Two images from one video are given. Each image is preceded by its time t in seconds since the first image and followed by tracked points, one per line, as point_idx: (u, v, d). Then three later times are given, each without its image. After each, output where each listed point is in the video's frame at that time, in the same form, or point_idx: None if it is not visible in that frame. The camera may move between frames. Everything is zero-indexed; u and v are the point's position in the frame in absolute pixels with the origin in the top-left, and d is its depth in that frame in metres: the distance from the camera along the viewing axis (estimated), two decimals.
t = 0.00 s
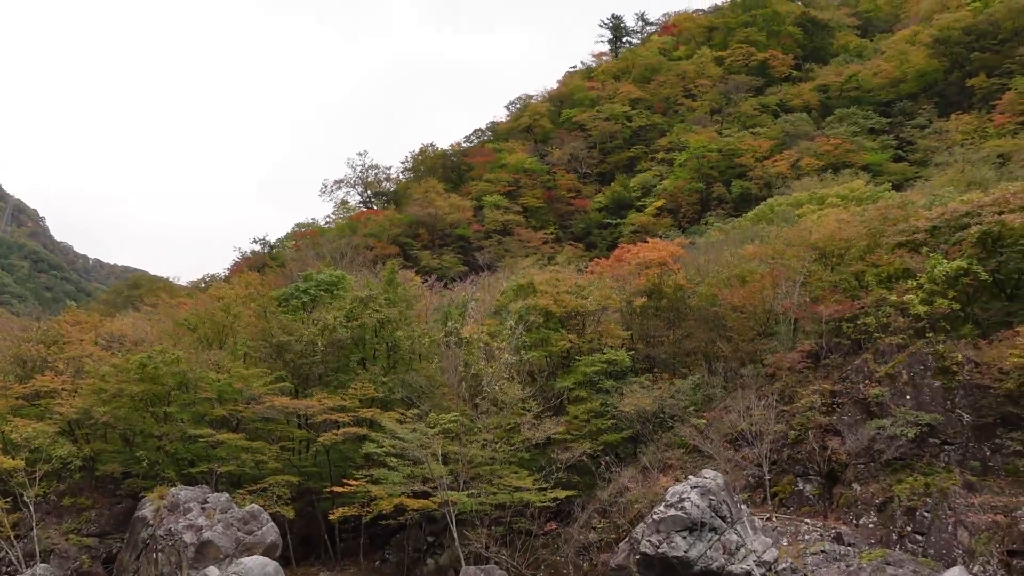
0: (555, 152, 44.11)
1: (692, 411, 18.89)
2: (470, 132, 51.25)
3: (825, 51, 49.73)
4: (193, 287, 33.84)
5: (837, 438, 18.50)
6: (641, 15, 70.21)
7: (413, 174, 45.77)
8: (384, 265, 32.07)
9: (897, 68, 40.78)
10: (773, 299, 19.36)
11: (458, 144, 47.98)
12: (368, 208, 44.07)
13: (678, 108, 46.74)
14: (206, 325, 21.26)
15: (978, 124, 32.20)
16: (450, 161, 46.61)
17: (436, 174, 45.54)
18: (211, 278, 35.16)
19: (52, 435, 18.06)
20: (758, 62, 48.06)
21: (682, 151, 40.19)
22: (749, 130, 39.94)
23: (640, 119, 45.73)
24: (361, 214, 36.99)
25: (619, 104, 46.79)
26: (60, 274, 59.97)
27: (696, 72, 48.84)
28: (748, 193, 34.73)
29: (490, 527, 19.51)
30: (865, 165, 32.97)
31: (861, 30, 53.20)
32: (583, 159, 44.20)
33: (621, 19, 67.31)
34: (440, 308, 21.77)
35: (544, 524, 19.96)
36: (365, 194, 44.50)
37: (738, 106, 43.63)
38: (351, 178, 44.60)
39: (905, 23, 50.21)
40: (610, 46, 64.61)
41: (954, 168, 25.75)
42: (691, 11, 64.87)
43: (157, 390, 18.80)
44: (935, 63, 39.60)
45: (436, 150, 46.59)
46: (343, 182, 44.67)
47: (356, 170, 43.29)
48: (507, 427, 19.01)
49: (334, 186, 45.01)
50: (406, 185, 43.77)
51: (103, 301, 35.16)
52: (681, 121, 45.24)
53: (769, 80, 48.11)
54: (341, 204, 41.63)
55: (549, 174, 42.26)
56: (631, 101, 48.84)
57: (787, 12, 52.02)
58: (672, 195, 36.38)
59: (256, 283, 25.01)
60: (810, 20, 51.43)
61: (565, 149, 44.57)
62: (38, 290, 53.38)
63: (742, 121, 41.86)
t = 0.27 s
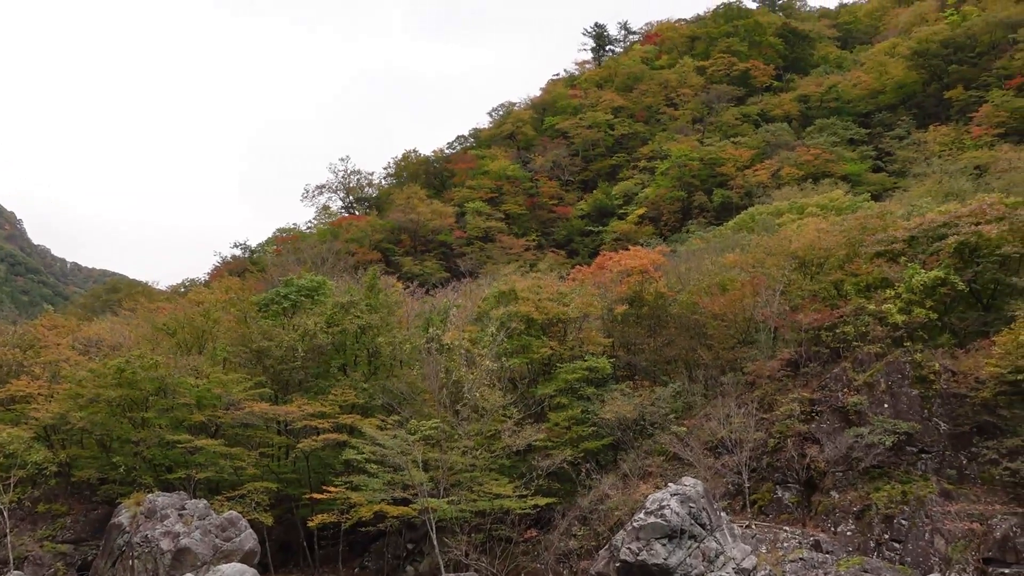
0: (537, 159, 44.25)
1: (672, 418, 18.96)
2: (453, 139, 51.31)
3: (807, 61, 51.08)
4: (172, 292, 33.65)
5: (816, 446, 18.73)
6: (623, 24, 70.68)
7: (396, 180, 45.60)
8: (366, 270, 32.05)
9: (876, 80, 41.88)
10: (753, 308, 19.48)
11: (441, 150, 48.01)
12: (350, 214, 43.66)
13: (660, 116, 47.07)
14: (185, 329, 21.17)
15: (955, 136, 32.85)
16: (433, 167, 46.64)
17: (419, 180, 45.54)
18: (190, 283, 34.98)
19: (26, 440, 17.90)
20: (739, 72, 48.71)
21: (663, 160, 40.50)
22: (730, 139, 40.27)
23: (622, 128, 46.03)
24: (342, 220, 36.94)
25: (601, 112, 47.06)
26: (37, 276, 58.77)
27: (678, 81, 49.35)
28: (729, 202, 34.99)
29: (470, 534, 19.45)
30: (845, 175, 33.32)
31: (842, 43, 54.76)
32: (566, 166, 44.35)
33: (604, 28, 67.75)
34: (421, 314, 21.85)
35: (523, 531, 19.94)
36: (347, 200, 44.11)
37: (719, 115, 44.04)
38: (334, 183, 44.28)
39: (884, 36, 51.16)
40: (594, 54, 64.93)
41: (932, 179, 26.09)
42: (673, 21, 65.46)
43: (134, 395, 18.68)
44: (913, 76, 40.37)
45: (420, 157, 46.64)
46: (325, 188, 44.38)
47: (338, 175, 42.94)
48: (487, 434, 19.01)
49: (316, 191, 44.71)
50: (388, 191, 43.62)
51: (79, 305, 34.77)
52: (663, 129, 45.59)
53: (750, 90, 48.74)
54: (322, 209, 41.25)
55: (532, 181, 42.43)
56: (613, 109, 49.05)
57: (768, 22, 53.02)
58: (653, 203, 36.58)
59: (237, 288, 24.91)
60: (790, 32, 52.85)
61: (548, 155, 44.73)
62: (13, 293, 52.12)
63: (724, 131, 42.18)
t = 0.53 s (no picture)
0: (522, 165, 44.33)
1: (654, 424, 19.00)
2: (438, 144, 51.39)
3: (789, 70, 51.87)
4: (154, 295, 33.56)
5: (797, 453, 18.74)
6: (608, 31, 70.99)
7: (380, 185, 45.64)
8: (349, 275, 32.05)
9: (858, 89, 42.43)
10: (735, 314, 19.62)
11: (425, 155, 48.09)
12: (334, 218, 43.69)
13: (645, 124, 47.37)
14: (166, 333, 21.04)
15: (936, 146, 33.41)
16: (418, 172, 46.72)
17: (404, 185, 45.59)
18: (172, 286, 34.84)
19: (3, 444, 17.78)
20: (723, 80, 49.22)
21: (647, 167, 40.77)
22: (713, 147, 40.56)
23: (607, 134, 46.23)
24: (326, 224, 37.02)
25: (586, 119, 47.32)
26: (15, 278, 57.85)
27: (662, 88, 49.75)
28: (712, 209, 35.21)
29: (452, 540, 19.40)
30: (826, 183, 33.70)
31: (824, 52, 55.48)
32: (550, 172, 44.50)
33: (589, 35, 68.06)
34: (404, 319, 21.90)
35: (505, 537, 19.91)
36: (331, 204, 44.14)
37: (703, 123, 44.41)
38: (318, 187, 44.31)
39: (865, 46, 51.96)
40: (579, 60, 65.23)
41: (912, 188, 26.37)
42: (657, 28, 65.89)
43: (113, 399, 18.59)
44: (894, 86, 40.94)
45: (404, 161, 46.71)
46: (309, 191, 44.38)
47: (322, 179, 42.95)
48: (470, 439, 18.97)
49: (300, 195, 44.70)
50: (372, 196, 43.67)
51: (60, 308, 34.52)
52: (647, 136, 45.89)
53: (734, 99, 49.23)
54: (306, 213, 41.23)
55: (516, 187, 42.51)
56: (598, 116, 49.31)
57: (752, 31, 54.07)
58: (637, 210, 36.76)
59: (218, 291, 24.82)
60: (773, 41, 53.90)
61: (532, 161, 44.80)
62: None
63: (708, 138, 42.49)
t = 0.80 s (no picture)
0: (506, 170, 44.36)
1: (636, 430, 19.00)
2: (423, 148, 51.35)
3: (772, 78, 52.25)
4: (134, 298, 33.47)
5: (778, 459, 18.87)
6: (594, 37, 71.17)
7: (364, 187, 45.57)
8: (332, 278, 31.99)
9: (840, 98, 42.74)
10: (718, 321, 19.79)
11: (410, 158, 48.06)
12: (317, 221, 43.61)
13: (629, 130, 47.55)
14: (146, 335, 20.96)
15: (917, 155, 33.84)
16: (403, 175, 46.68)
17: (388, 188, 45.51)
18: (153, 288, 34.65)
19: None
20: (707, 87, 49.62)
21: (631, 173, 40.93)
22: (697, 153, 40.75)
23: (591, 139, 46.35)
24: (309, 227, 37.03)
25: (570, 124, 47.45)
26: None
27: (647, 95, 49.98)
28: (696, 216, 35.41)
29: (433, 545, 19.33)
30: (808, 191, 34.02)
31: (808, 60, 56.09)
32: (534, 176, 44.57)
33: (574, 40, 68.22)
34: (388, 323, 21.94)
35: (487, 542, 19.87)
36: (315, 206, 44.06)
37: (687, 130, 44.64)
38: (302, 190, 44.23)
39: (847, 55, 52.52)
40: (564, 65, 65.38)
41: (894, 196, 26.59)
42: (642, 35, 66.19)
43: (93, 402, 18.48)
44: (876, 95, 41.43)
45: (389, 165, 46.65)
46: (292, 194, 44.28)
47: (306, 181, 42.87)
48: (452, 444, 18.90)
49: (283, 197, 44.57)
50: (356, 199, 43.63)
51: (38, 310, 34.26)
52: (632, 142, 46.09)
53: (718, 105, 49.61)
54: (290, 216, 41.15)
55: (500, 191, 42.50)
56: (582, 122, 49.43)
57: (736, 39, 54.59)
58: (621, 215, 36.85)
59: (199, 294, 24.69)
60: (757, 49, 54.16)
61: (517, 166, 44.84)
62: None
63: (692, 145, 42.72)
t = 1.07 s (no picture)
0: (490, 174, 44.43)
1: (618, 434, 19.04)
2: (407, 150, 51.34)
3: (755, 86, 53.12)
4: (115, 298, 33.28)
5: (759, 464, 18.82)
6: (579, 42, 71.43)
7: (348, 190, 45.53)
8: (314, 280, 31.96)
9: (822, 106, 43.61)
10: (699, 326, 19.92)
11: (394, 160, 48.03)
12: (300, 222, 43.55)
13: (613, 135, 47.73)
14: (126, 336, 20.85)
15: (897, 163, 34.28)
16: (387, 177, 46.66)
17: (372, 190, 45.47)
18: (134, 289, 34.44)
19: None
20: (691, 93, 50.03)
21: (614, 177, 41.12)
22: (681, 159, 40.98)
23: (576, 144, 46.51)
24: (293, 228, 36.94)
25: (555, 128, 47.61)
26: None
27: (631, 100, 50.24)
28: (678, 220, 35.64)
29: (414, 548, 19.27)
30: (790, 198, 34.37)
31: (791, 66, 56.74)
32: (518, 180, 44.66)
33: (559, 45, 68.45)
34: (370, 325, 22.03)
35: (468, 546, 19.84)
36: (298, 208, 43.98)
37: (670, 135, 44.90)
38: (285, 191, 44.15)
39: (830, 63, 53.06)
40: (549, 70, 65.57)
41: (874, 203, 26.86)
42: (627, 40, 66.53)
43: (71, 403, 18.37)
44: (858, 103, 41.92)
45: (373, 167, 46.62)
46: (276, 195, 44.20)
47: (289, 183, 42.80)
48: (434, 447, 18.84)
49: (266, 198, 44.47)
50: (340, 201, 43.61)
51: (18, 310, 34.05)
52: (615, 147, 46.30)
53: (701, 111, 49.99)
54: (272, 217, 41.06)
55: (484, 195, 42.55)
56: (567, 126, 49.61)
57: (720, 46, 55.11)
58: (604, 220, 37.00)
59: (180, 295, 24.59)
60: (742, 56, 55.00)
61: (501, 170, 44.93)
62: None
63: (676, 150, 42.96)
